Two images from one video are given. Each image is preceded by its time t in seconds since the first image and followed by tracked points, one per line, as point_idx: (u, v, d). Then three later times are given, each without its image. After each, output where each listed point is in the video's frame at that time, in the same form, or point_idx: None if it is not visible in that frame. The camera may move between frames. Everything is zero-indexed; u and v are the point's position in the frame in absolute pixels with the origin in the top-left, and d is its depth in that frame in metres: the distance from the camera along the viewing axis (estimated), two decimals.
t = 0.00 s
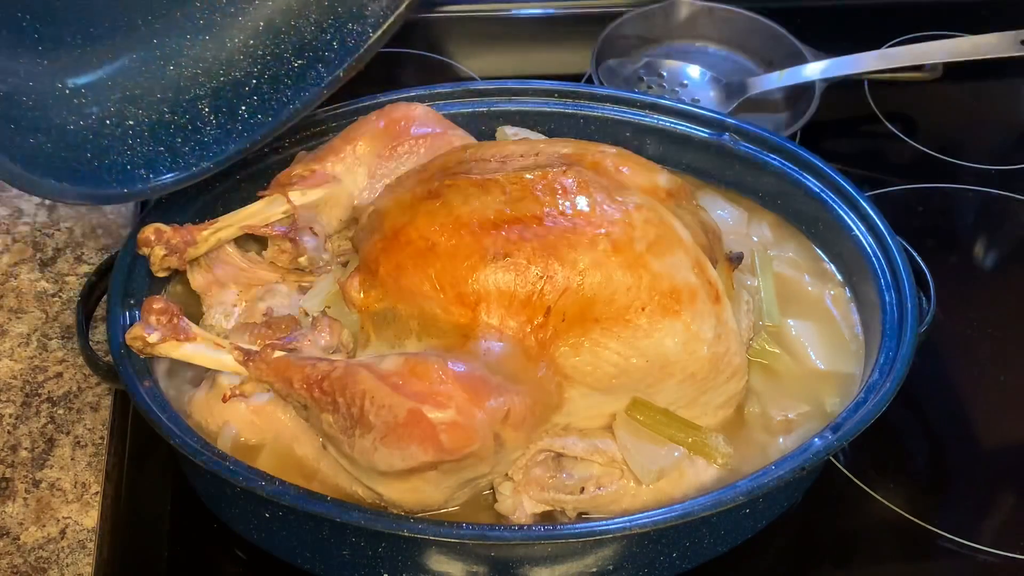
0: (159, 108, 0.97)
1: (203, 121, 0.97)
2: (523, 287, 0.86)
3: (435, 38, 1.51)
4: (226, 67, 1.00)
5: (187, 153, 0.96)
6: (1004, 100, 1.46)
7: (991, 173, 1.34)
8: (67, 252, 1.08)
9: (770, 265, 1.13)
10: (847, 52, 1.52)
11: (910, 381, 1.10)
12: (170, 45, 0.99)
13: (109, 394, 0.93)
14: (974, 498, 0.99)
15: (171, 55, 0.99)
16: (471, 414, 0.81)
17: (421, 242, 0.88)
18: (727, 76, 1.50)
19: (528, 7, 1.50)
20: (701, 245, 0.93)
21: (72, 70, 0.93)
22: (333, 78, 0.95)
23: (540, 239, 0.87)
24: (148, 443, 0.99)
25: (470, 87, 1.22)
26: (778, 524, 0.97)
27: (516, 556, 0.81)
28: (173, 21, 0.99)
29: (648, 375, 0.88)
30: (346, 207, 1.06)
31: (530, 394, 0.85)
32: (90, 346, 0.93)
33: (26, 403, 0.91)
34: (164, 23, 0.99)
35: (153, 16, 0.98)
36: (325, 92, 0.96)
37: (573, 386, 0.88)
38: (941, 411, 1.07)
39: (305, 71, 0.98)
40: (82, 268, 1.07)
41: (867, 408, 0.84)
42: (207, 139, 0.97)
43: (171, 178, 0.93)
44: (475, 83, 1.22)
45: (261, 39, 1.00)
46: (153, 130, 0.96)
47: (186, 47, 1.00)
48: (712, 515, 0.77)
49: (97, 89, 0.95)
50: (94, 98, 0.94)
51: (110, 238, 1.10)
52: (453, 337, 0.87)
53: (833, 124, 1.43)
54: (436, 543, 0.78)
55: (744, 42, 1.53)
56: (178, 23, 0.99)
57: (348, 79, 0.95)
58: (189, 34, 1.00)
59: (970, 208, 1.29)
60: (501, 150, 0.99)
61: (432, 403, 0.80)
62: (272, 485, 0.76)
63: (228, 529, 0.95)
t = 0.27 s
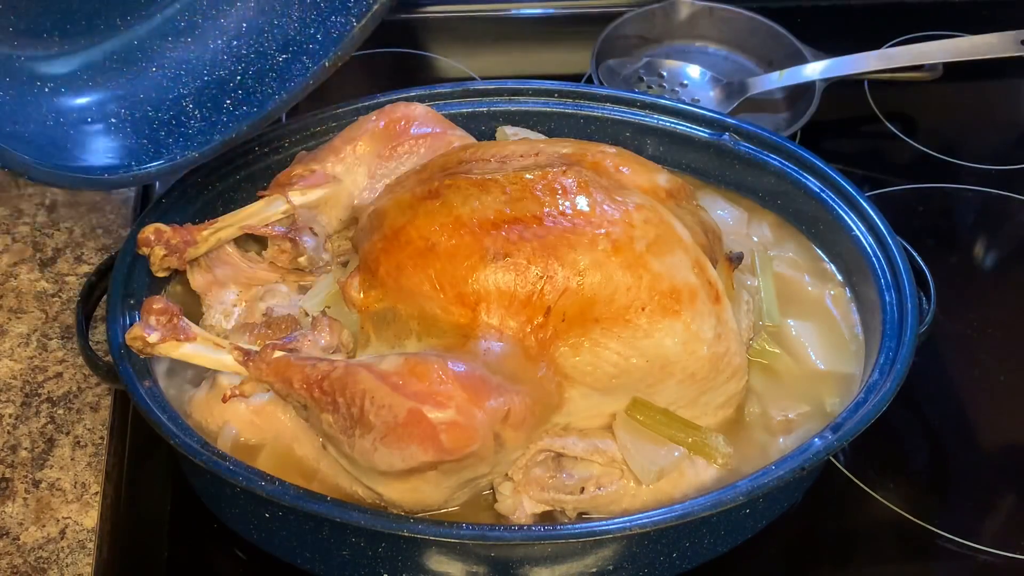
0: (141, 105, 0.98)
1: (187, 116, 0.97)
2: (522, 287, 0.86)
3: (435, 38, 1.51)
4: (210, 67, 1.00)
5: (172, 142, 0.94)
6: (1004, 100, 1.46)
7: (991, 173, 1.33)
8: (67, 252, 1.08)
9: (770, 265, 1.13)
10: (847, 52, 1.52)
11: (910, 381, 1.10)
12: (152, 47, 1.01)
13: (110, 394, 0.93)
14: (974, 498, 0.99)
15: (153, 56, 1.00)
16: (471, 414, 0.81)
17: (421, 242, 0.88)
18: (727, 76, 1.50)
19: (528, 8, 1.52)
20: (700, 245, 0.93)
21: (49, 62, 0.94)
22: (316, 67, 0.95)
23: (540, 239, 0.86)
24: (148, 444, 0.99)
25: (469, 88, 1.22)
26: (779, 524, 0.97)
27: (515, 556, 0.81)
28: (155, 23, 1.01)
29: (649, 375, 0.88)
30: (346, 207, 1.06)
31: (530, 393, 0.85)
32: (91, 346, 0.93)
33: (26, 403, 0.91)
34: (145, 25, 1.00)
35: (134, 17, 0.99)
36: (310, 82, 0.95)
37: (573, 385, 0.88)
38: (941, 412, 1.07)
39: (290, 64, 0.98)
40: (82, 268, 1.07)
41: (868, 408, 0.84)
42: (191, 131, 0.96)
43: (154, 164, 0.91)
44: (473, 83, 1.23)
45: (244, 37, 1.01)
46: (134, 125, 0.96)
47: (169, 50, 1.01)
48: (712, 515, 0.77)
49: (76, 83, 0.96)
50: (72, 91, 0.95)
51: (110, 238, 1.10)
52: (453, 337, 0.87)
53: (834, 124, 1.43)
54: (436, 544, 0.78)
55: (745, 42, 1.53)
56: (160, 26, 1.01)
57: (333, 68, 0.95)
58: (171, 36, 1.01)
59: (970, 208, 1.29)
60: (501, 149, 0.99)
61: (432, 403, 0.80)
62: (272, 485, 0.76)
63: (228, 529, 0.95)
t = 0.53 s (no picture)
0: (155, 114, 0.96)
1: (209, 124, 0.98)
2: (523, 287, 0.86)
3: (435, 38, 1.51)
4: (227, 79, 1.01)
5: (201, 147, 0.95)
6: (1004, 100, 1.46)
7: (991, 173, 1.33)
8: (66, 252, 1.08)
9: (770, 265, 1.13)
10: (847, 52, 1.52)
11: (910, 381, 1.10)
12: (166, 63, 0.98)
13: (110, 394, 0.93)
14: (974, 497, 0.99)
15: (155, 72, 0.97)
16: (471, 414, 0.81)
17: (421, 242, 0.88)
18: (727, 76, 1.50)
19: (528, 7, 1.53)
20: (701, 245, 0.93)
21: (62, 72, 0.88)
22: (339, 64, 1.00)
23: (540, 239, 0.86)
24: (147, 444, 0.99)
25: (469, 88, 1.22)
26: (778, 524, 0.97)
27: (515, 556, 0.81)
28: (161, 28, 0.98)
29: (648, 375, 0.88)
30: (346, 207, 1.06)
31: (530, 393, 0.85)
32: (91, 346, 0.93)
33: (26, 403, 0.91)
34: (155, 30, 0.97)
35: (144, 29, 0.96)
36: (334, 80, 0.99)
37: (573, 386, 0.88)
38: (941, 412, 1.07)
39: (309, 68, 1.02)
40: (82, 268, 1.07)
41: (868, 409, 0.84)
42: (214, 135, 0.97)
43: (177, 167, 0.91)
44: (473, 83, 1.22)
45: (260, 47, 1.02)
46: (156, 138, 0.94)
47: (181, 62, 0.99)
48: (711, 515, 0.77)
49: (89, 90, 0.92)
50: (84, 102, 0.90)
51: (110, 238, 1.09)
52: (453, 337, 0.87)
53: (834, 124, 1.43)
54: (436, 544, 0.78)
55: (745, 42, 1.53)
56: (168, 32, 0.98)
57: (355, 62, 0.99)
58: (181, 47, 0.99)
59: (970, 208, 1.29)
60: (501, 149, 0.99)
61: (432, 403, 0.80)
62: (272, 485, 0.76)
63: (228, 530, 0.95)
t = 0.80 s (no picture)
0: (180, 151, 0.84)
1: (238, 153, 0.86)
2: (523, 287, 0.86)
3: (435, 38, 1.51)
4: (253, 108, 0.87)
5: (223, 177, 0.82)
6: (1003, 100, 1.46)
7: (991, 173, 1.33)
8: (66, 252, 1.08)
9: (770, 265, 1.13)
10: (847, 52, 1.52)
11: (909, 381, 1.10)
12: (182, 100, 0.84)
13: (110, 394, 0.93)
14: (974, 497, 0.99)
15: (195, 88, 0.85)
16: (471, 414, 0.81)
17: (421, 242, 0.88)
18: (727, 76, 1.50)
19: (528, 7, 1.53)
20: (701, 245, 0.93)
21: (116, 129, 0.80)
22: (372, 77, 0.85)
23: (540, 239, 0.86)
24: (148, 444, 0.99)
25: (469, 87, 1.22)
26: (778, 524, 0.97)
27: (515, 556, 0.81)
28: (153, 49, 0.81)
29: (648, 375, 0.88)
30: (345, 207, 1.06)
31: (530, 394, 0.85)
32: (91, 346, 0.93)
33: (26, 403, 0.91)
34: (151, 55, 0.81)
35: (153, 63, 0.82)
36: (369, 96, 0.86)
37: (573, 386, 0.88)
38: (940, 411, 1.07)
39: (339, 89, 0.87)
40: (82, 268, 1.07)
41: (867, 409, 0.84)
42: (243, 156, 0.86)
43: (194, 193, 0.82)
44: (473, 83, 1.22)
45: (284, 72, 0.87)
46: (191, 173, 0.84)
47: (199, 98, 0.85)
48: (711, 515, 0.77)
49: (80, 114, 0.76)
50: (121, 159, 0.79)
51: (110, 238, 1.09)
52: (453, 337, 0.87)
53: (834, 124, 1.43)
54: (436, 544, 0.78)
55: (744, 42, 1.53)
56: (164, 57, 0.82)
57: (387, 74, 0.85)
58: (196, 70, 0.84)
59: (970, 208, 1.29)
60: (502, 149, 0.99)
61: (432, 403, 0.80)
62: (272, 485, 0.76)
63: (228, 530, 0.95)
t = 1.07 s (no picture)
0: (195, 117, 0.70)
1: (262, 103, 0.74)
2: (523, 287, 0.86)
3: (436, 37, 1.51)
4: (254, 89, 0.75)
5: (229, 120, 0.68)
6: (1003, 100, 1.46)
7: (991, 173, 1.33)
8: (66, 252, 1.08)
9: (770, 265, 1.13)
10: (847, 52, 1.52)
11: (909, 381, 1.10)
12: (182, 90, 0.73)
13: (109, 394, 0.93)
14: (974, 497, 0.99)
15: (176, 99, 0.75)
16: (471, 414, 0.81)
17: (421, 242, 0.88)
18: (727, 76, 1.50)
19: (528, 8, 1.53)
20: (701, 246, 0.93)
21: (116, 110, 0.66)
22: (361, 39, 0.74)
23: (540, 239, 0.86)
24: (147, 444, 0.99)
25: (470, 87, 1.22)
26: (778, 524, 0.97)
27: (516, 556, 0.81)
28: (136, 59, 0.71)
29: (648, 375, 0.88)
30: (346, 207, 1.06)
31: (530, 394, 0.85)
32: (91, 346, 0.93)
33: (26, 403, 0.91)
34: (133, 65, 0.71)
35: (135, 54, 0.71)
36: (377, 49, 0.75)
37: (574, 386, 0.88)
38: (940, 411, 1.07)
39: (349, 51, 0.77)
40: (82, 268, 1.07)
41: (868, 409, 0.84)
42: (264, 107, 0.73)
43: (242, 129, 0.69)
44: (473, 83, 1.22)
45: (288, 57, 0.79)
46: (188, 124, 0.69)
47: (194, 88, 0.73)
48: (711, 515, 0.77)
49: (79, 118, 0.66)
50: (102, 118, 0.63)
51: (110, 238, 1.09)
52: (453, 337, 0.87)
53: (834, 124, 1.43)
54: (436, 544, 0.78)
55: (744, 41, 1.53)
56: (150, 70, 0.72)
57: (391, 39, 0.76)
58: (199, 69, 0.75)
59: (970, 208, 1.29)
60: (502, 149, 0.99)
61: (432, 403, 0.80)
62: (272, 485, 0.76)
63: (228, 530, 0.95)
